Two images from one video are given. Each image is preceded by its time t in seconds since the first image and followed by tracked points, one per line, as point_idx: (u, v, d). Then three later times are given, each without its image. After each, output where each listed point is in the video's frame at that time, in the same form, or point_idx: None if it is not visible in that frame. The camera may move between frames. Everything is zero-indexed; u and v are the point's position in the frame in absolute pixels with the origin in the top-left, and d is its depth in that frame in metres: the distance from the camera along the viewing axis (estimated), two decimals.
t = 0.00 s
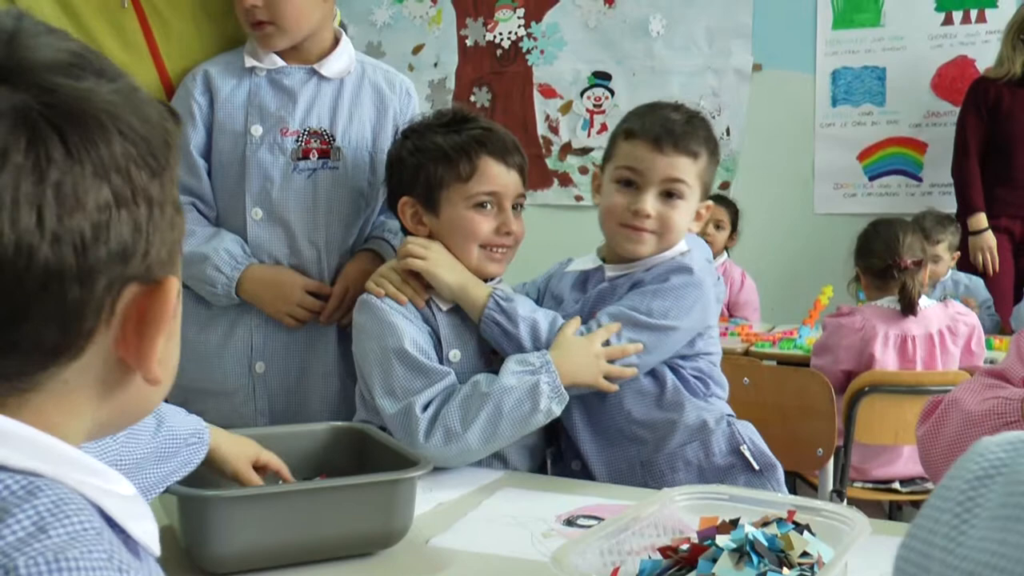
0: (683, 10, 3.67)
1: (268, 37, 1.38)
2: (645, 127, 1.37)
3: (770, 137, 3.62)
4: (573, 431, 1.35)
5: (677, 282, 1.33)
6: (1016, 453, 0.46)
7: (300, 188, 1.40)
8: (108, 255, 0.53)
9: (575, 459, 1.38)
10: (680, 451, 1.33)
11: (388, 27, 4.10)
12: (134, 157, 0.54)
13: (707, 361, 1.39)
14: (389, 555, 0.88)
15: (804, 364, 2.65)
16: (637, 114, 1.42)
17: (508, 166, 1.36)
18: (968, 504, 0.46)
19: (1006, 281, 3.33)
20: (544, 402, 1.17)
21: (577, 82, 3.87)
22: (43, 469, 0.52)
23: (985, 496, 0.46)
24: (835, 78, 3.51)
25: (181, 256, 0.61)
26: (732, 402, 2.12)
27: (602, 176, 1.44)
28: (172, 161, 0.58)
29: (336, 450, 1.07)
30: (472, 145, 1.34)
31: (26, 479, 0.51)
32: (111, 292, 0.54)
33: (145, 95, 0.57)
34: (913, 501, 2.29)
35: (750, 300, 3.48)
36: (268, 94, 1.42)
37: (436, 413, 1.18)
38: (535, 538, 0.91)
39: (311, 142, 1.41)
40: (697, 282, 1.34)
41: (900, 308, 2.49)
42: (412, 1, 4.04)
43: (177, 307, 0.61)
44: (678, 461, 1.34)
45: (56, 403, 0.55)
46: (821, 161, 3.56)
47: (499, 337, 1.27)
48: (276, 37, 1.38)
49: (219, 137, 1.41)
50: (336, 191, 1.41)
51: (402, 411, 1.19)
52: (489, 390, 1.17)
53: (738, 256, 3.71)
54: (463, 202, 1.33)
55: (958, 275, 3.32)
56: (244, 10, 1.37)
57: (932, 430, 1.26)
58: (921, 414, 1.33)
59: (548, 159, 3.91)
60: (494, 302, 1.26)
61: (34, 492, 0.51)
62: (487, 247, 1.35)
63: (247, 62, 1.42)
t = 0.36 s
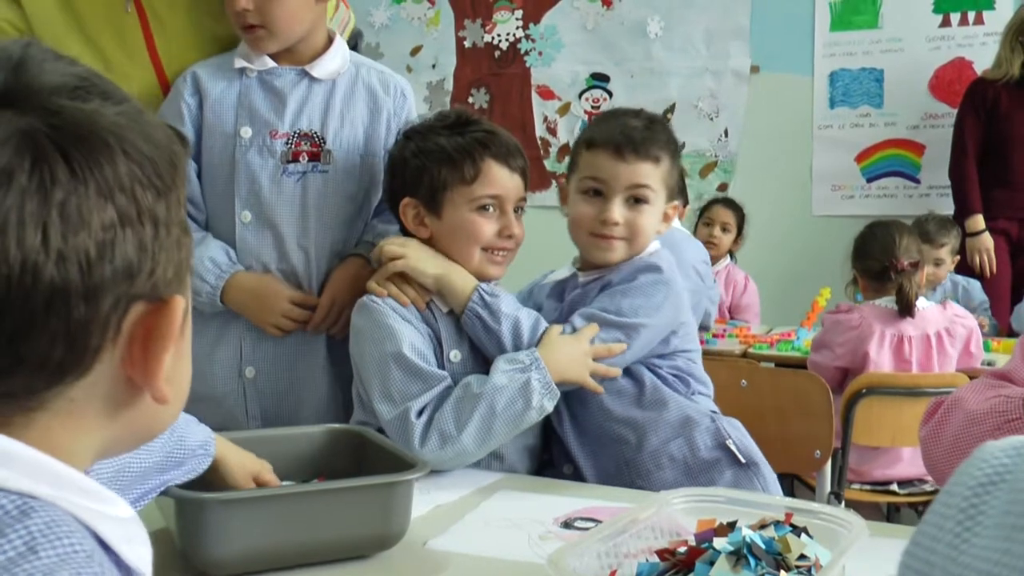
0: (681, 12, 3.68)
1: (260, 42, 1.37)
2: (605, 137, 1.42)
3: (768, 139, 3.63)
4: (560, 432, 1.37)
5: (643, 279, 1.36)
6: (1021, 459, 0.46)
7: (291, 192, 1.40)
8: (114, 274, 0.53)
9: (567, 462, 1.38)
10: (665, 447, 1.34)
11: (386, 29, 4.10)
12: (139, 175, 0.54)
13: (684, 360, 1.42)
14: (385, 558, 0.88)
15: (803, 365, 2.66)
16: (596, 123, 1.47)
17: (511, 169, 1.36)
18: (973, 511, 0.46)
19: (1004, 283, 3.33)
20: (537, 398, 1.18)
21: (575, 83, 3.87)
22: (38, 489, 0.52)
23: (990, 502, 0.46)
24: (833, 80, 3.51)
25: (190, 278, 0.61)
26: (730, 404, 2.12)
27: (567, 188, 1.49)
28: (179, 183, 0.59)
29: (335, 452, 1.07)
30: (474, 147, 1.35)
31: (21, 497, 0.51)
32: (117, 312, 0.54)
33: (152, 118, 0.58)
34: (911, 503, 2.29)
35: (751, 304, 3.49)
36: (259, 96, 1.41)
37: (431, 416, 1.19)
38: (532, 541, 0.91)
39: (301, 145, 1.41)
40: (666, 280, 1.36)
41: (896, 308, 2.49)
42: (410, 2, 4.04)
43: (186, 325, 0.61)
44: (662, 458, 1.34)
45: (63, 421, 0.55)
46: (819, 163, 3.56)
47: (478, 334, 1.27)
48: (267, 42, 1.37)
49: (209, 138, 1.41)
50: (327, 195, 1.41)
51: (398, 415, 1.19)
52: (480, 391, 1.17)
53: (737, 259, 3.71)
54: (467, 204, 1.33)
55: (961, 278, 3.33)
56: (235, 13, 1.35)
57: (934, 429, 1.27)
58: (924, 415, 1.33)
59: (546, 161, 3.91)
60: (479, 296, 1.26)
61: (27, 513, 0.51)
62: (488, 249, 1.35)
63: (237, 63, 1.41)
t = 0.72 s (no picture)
0: (679, 13, 3.68)
1: (249, 41, 1.36)
2: (571, 147, 1.44)
3: (766, 140, 3.63)
4: (551, 438, 1.38)
5: (614, 280, 1.37)
6: (1020, 462, 0.46)
7: (280, 193, 1.40)
8: (122, 288, 0.53)
9: (559, 466, 1.39)
10: (650, 444, 1.35)
11: (384, 30, 4.10)
12: (149, 190, 0.54)
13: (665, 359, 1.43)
14: (383, 558, 0.88)
15: (800, 366, 2.66)
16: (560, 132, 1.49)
17: (510, 172, 1.36)
18: (973, 515, 0.46)
19: (1001, 284, 3.33)
20: (536, 392, 1.19)
21: (573, 85, 3.87)
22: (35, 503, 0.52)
23: (990, 507, 0.46)
24: (831, 81, 3.51)
25: (195, 291, 0.61)
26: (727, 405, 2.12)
27: (535, 201, 1.51)
28: (188, 198, 0.59)
29: (333, 452, 1.07)
30: (474, 149, 1.35)
31: (18, 511, 0.51)
32: (125, 326, 0.54)
33: (161, 132, 0.58)
34: (908, 504, 2.29)
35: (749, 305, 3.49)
36: (249, 96, 1.41)
37: (430, 413, 1.19)
38: (530, 542, 0.91)
39: (291, 146, 1.40)
40: (639, 280, 1.38)
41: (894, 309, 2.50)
42: (408, 4, 4.03)
43: (191, 340, 0.61)
44: (649, 455, 1.35)
45: (67, 434, 0.55)
46: (817, 164, 3.57)
47: (466, 333, 1.27)
48: (256, 41, 1.36)
49: (200, 139, 1.42)
50: (319, 196, 1.40)
51: (395, 414, 1.19)
52: (480, 386, 1.17)
53: (735, 260, 3.71)
54: (466, 206, 1.33)
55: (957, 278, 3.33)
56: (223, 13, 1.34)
57: (938, 433, 1.27)
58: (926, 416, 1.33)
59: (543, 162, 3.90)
60: (470, 295, 1.26)
61: (24, 527, 0.51)
62: (487, 251, 1.35)
63: (228, 64, 1.41)
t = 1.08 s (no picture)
0: (678, 14, 3.68)
1: (238, 39, 1.36)
2: (537, 160, 1.48)
3: (764, 141, 3.63)
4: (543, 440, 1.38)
5: (593, 282, 1.39)
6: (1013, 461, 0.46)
7: (273, 196, 1.39)
8: (131, 295, 0.53)
9: (551, 468, 1.39)
10: (637, 444, 1.35)
11: (383, 31, 4.09)
12: (161, 198, 0.54)
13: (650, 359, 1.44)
14: (380, 557, 0.88)
15: (798, 367, 2.66)
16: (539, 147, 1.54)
17: (504, 175, 1.36)
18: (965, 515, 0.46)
19: (999, 285, 3.33)
20: (529, 387, 1.20)
21: (571, 86, 3.88)
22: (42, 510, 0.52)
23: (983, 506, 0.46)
24: (829, 82, 3.52)
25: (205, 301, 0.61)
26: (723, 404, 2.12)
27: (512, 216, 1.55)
28: (200, 207, 0.59)
29: (330, 451, 1.07)
30: (469, 152, 1.34)
31: (25, 518, 0.51)
32: (133, 333, 0.54)
33: (176, 140, 0.58)
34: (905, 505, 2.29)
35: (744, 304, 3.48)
36: (242, 97, 1.41)
37: (423, 413, 1.19)
38: (529, 542, 0.91)
39: (284, 148, 1.40)
40: (616, 284, 1.40)
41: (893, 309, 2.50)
42: (406, 4, 4.03)
43: (199, 349, 0.61)
44: (635, 454, 1.36)
45: (74, 441, 0.55)
46: (815, 165, 3.57)
47: (456, 334, 1.27)
48: (245, 40, 1.36)
49: (192, 141, 1.41)
50: (311, 197, 1.40)
51: (390, 413, 1.19)
52: (472, 382, 1.18)
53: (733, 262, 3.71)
54: (460, 209, 1.34)
55: (954, 278, 3.32)
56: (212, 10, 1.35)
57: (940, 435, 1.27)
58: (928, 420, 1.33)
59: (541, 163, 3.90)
60: (461, 300, 1.26)
61: (30, 534, 0.51)
62: (481, 253, 1.36)
63: (221, 64, 1.41)
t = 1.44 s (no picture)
0: (676, 15, 3.69)
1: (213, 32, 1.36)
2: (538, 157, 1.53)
3: (763, 142, 3.63)
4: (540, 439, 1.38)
5: (595, 283, 1.40)
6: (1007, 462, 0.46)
7: (264, 197, 1.39)
8: (134, 301, 0.53)
9: (548, 467, 1.39)
10: (634, 444, 1.36)
11: (382, 31, 4.09)
12: (168, 205, 0.55)
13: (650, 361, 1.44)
14: (378, 557, 0.89)
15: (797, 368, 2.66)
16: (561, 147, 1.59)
17: (499, 179, 1.36)
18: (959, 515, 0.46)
19: (997, 286, 3.34)
20: (518, 382, 1.20)
21: (569, 87, 3.88)
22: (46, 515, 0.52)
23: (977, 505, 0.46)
24: (828, 83, 3.52)
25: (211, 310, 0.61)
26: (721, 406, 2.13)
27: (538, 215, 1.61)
28: (210, 216, 0.59)
29: (326, 453, 1.07)
30: (464, 156, 1.35)
31: (28, 523, 0.51)
32: (134, 339, 0.54)
33: (189, 148, 0.59)
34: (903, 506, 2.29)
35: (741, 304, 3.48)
36: (233, 97, 1.40)
37: (413, 413, 1.19)
38: (528, 543, 0.91)
39: (276, 149, 1.40)
40: (620, 285, 1.41)
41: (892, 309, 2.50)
42: (405, 5, 4.04)
43: (203, 357, 0.61)
44: (634, 454, 1.36)
45: (77, 446, 0.55)
46: (813, 166, 3.57)
47: (451, 333, 1.27)
48: (219, 32, 1.36)
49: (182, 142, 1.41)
50: (301, 198, 1.40)
51: (384, 413, 1.19)
52: (461, 378, 1.18)
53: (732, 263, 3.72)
54: (455, 213, 1.34)
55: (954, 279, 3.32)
56: None
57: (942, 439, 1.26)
58: (927, 426, 1.33)
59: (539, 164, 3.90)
60: (454, 298, 1.27)
61: (35, 540, 0.51)
62: (475, 256, 1.36)
63: (212, 63, 1.41)
